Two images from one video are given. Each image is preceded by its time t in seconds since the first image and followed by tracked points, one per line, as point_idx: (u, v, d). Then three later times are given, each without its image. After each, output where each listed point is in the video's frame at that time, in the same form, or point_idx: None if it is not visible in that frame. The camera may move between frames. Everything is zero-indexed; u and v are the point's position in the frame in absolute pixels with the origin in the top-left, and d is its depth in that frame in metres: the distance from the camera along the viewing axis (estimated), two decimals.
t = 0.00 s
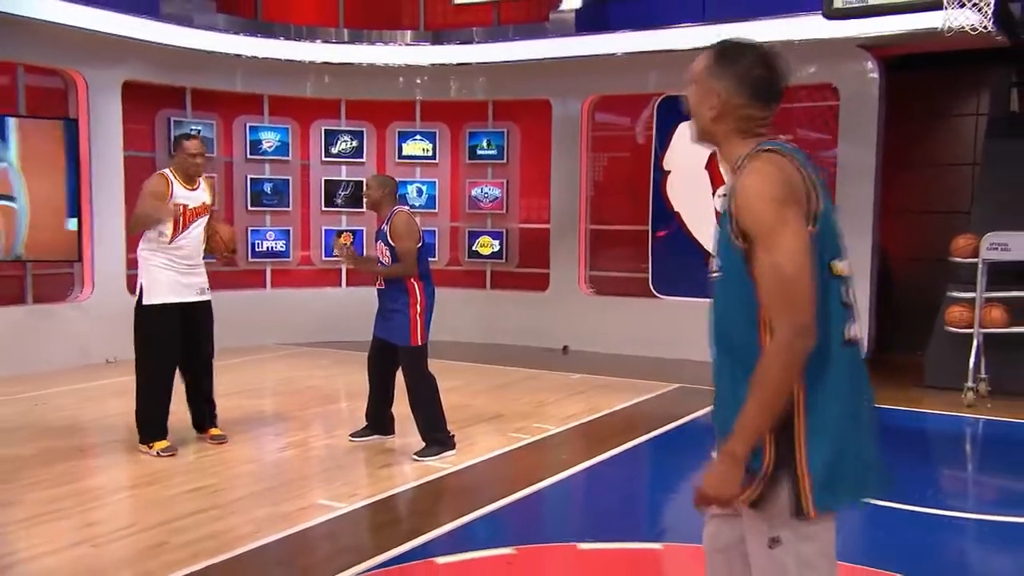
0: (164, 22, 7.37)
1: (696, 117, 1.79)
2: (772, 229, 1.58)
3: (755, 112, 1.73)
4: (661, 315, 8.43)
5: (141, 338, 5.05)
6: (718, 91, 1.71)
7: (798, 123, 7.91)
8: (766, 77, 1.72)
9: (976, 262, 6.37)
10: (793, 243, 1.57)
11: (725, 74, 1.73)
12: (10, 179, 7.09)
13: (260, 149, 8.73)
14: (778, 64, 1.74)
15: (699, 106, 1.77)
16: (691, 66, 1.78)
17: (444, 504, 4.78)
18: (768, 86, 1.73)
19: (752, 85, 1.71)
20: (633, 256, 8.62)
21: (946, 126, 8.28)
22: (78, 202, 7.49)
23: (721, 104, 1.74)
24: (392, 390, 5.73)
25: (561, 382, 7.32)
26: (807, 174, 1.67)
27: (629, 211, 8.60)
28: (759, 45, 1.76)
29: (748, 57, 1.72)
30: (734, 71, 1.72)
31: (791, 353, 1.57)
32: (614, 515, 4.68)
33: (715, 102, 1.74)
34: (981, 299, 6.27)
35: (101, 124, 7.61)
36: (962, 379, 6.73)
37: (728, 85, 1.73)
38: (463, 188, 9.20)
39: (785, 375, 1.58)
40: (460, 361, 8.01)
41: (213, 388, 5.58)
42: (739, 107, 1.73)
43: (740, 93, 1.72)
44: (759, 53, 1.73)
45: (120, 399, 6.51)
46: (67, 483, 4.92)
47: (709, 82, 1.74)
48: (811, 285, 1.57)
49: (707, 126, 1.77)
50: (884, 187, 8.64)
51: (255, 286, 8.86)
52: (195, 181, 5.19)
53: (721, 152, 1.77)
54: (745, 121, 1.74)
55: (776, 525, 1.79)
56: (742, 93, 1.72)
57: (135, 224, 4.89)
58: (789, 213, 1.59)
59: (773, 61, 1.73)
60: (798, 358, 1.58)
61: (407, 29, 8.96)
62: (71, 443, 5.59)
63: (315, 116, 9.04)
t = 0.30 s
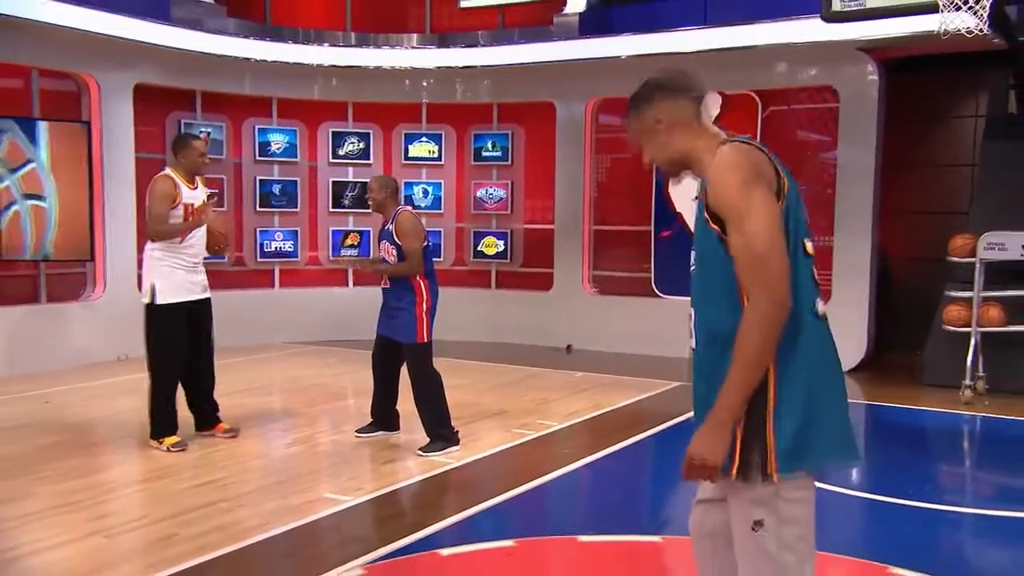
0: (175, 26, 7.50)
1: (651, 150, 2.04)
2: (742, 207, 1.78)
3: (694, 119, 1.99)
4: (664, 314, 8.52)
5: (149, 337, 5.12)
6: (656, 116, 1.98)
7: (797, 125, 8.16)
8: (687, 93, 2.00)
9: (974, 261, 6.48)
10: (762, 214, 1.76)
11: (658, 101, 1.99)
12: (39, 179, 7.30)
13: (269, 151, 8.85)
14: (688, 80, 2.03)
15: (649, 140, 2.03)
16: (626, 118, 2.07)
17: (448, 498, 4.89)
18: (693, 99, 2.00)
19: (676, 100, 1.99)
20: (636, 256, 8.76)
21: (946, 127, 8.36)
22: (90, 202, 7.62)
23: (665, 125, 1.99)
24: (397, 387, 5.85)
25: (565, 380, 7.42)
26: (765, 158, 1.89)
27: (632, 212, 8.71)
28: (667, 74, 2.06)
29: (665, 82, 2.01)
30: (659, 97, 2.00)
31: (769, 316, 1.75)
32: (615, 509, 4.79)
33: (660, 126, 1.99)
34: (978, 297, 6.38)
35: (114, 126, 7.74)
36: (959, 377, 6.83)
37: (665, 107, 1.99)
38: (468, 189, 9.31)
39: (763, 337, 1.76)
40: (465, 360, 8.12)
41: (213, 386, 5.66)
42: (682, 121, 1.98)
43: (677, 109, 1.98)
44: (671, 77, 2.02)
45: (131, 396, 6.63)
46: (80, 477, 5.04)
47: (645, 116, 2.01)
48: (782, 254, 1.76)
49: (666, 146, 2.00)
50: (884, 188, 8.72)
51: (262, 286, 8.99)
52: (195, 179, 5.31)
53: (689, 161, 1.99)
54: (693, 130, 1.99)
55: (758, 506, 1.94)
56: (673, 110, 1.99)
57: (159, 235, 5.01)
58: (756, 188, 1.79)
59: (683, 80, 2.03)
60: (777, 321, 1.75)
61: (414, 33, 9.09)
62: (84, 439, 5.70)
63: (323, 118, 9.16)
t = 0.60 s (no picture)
0: (186, 27, 7.60)
1: (640, 158, 2.13)
2: (725, 182, 1.89)
3: (672, 121, 2.09)
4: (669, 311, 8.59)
5: (171, 330, 5.24)
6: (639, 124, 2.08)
7: (800, 123, 8.23)
8: (663, 100, 2.12)
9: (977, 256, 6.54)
10: (746, 186, 1.88)
11: (636, 111, 2.11)
12: (70, 177, 7.53)
13: (279, 150, 8.94)
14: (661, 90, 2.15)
15: (637, 149, 2.12)
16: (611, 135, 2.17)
17: (456, 489, 4.98)
18: (668, 105, 2.11)
19: (657, 109, 2.09)
20: (644, 254, 8.84)
21: (949, 125, 8.42)
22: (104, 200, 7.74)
23: (647, 133, 2.09)
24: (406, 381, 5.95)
25: (571, 375, 7.51)
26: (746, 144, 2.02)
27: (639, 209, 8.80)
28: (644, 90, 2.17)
29: (639, 94, 2.13)
30: (640, 109, 2.11)
31: (767, 283, 1.85)
32: (621, 501, 4.87)
33: (643, 134, 2.10)
34: (981, 293, 6.48)
35: (126, 126, 7.86)
36: (962, 371, 6.90)
37: (644, 116, 2.10)
38: (475, 187, 9.40)
39: (762, 301, 1.85)
40: (473, 355, 8.21)
41: (222, 380, 5.79)
42: (661, 125, 2.08)
43: (655, 115, 2.09)
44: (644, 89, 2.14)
45: (145, 391, 6.75)
46: (96, 469, 5.16)
47: (629, 127, 2.11)
48: (770, 222, 1.87)
49: (650, 154, 2.10)
50: (888, 186, 8.76)
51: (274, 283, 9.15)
52: (207, 175, 5.41)
53: (676, 162, 2.08)
54: (673, 133, 2.09)
55: (757, 486, 2.03)
56: (655, 117, 2.09)
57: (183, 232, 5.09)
58: (736, 165, 1.91)
59: (656, 91, 2.15)
60: (774, 285, 1.85)
61: (422, 33, 9.19)
62: (99, 432, 5.82)
63: (332, 117, 9.27)
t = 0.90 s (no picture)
0: (188, 24, 7.64)
1: (659, 123, 2.07)
2: (727, 188, 1.87)
3: (704, 101, 2.01)
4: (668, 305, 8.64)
5: (181, 325, 5.30)
6: (670, 92, 2.01)
7: (796, 117, 8.27)
8: (708, 74, 2.02)
9: (972, 250, 6.60)
10: (746, 196, 1.85)
11: (674, 76, 2.03)
12: (88, 170, 7.68)
13: (280, 146, 8.99)
14: (713, 62, 2.05)
15: (659, 114, 2.06)
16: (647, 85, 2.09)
17: (455, 481, 5.05)
18: (710, 81, 2.02)
19: (695, 82, 2.01)
20: (643, 249, 8.89)
21: (945, 120, 8.47)
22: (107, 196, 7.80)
23: (674, 102, 2.03)
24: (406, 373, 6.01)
25: (570, 369, 7.57)
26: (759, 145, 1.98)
27: (638, 203, 8.84)
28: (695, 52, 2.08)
29: (686, 58, 2.03)
30: (680, 74, 2.03)
31: (749, 298, 1.84)
32: (619, 492, 4.93)
33: (671, 102, 2.03)
34: (976, 287, 6.54)
35: (129, 124, 7.92)
36: (958, 364, 6.96)
37: (679, 85, 2.02)
38: (475, 182, 9.46)
39: (743, 315, 1.85)
40: (473, 350, 8.27)
41: (229, 374, 5.84)
42: (692, 101, 2.01)
43: (689, 88, 2.01)
44: (696, 54, 2.04)
45: (148, 385, 6.81)
46: (101, 461, 5.21)
47: (662, 90, 2.04)
48: (765, 234, 1.84)
49: (670, 124, 2.04)
50: (885, 181, 8.81)
51: (275, 278, 9.25)
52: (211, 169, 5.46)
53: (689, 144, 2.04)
54: (699, 112, 2.02)
55: (751, 477, 2.03)
56: (690, 90, 2.02)
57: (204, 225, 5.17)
58: (741, 173, 1.87)
59: (709, 61, 2.04)
60: (758, 300, 1.84)
61: (422, 30, 9.24)
62: (103, 426, 5.88)
63: (332, 114, 9.33)
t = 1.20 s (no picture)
0: (184, 20, 7.65)
1: (677, 108, 1.96)
2: (738, 193, 1.79)
3: (724, 93, 1.90)
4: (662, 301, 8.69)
5: (175, 319, 5.31)
6: (689, 80, 1.89)
7: (795, 116, 8.22)
8: (731, 64, 1.90)
9: (964, 245, 6.67)
10: (757, 204, 1.78)
11: (696, 63, 1.91)
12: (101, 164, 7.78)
13: (276, 142, 9.02)
14: (738, 51, 1.92)
15: (678, 99, 1.95)
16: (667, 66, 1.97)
17: (452, 474, 5.09)
18: (733, 71, 1.90)
19: (718, 71, 1.89)
20: (638, 244, 8.91)
21: (937, 117, 8.53)
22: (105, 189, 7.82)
23: (693, 90, 1.92)
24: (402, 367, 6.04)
25: (566, 364, 7.62)
26: (776, 146, 1.88)
27: (633, 198, 8.87)
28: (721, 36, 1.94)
29: (709, 45, 1.90)
30: (701, 61, 1.90)
31: (750, 304, 1.78)
32: (615, 485, 4.99)
33: (690, 89, 1.92)
34: (968, 282, 6.62)
35: (126, 120, 7.93)
36: (949, 358, 7.04)
37: (700, 73, 1.91)
38: (471, 178, 9.49)
39: (744, 322, 1.79)
40: (469, 344, 8.31)
41: (228, 367, 5.87)
42: (711, 90, 1.90)
43: (709, 78, 1.90)
44: (721, 41, 1.91)
45: (146, 380, 6.84)
46: (100, 454, 5.24)
47: (681, 76, 1.93)
48: (773, 242, 1.78)
49: (687, 113, 1.94)
50: (878, 177, 8.87)
51: (272, 273, 9.19)
52: (211, 163, 5.47)
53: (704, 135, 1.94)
54: (718, 103, 1.91)
55: (749, 468, 2.02)
56: (711, 79, 1.90)
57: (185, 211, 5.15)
58: (753, 179, 1.79)
59: (734, 48, 1.91)
60: (761, 307, 1.78)
61: (417, 26, 9.26)
62: (101, 420, 5.90)
63: (329, 110, 9.34)
